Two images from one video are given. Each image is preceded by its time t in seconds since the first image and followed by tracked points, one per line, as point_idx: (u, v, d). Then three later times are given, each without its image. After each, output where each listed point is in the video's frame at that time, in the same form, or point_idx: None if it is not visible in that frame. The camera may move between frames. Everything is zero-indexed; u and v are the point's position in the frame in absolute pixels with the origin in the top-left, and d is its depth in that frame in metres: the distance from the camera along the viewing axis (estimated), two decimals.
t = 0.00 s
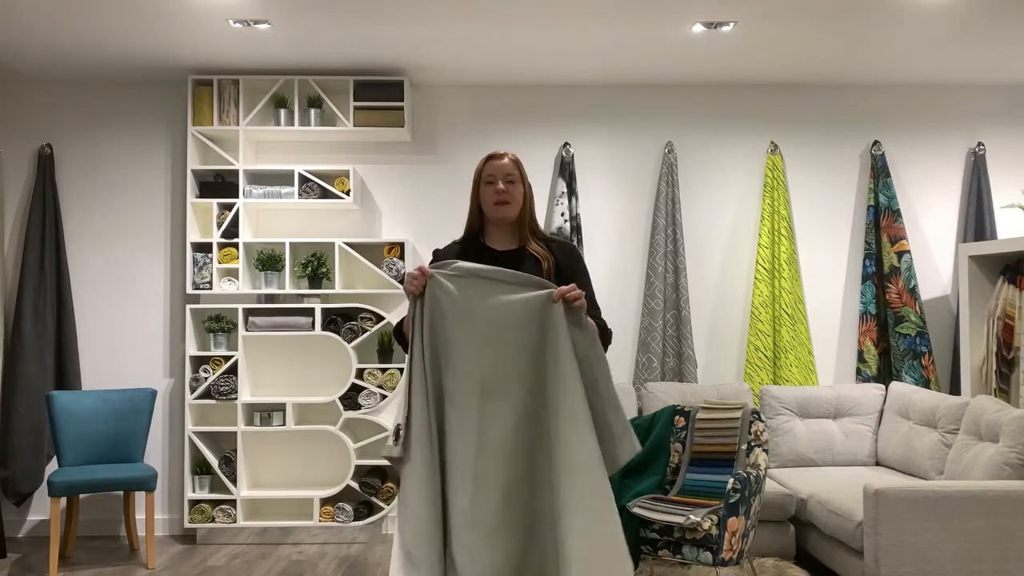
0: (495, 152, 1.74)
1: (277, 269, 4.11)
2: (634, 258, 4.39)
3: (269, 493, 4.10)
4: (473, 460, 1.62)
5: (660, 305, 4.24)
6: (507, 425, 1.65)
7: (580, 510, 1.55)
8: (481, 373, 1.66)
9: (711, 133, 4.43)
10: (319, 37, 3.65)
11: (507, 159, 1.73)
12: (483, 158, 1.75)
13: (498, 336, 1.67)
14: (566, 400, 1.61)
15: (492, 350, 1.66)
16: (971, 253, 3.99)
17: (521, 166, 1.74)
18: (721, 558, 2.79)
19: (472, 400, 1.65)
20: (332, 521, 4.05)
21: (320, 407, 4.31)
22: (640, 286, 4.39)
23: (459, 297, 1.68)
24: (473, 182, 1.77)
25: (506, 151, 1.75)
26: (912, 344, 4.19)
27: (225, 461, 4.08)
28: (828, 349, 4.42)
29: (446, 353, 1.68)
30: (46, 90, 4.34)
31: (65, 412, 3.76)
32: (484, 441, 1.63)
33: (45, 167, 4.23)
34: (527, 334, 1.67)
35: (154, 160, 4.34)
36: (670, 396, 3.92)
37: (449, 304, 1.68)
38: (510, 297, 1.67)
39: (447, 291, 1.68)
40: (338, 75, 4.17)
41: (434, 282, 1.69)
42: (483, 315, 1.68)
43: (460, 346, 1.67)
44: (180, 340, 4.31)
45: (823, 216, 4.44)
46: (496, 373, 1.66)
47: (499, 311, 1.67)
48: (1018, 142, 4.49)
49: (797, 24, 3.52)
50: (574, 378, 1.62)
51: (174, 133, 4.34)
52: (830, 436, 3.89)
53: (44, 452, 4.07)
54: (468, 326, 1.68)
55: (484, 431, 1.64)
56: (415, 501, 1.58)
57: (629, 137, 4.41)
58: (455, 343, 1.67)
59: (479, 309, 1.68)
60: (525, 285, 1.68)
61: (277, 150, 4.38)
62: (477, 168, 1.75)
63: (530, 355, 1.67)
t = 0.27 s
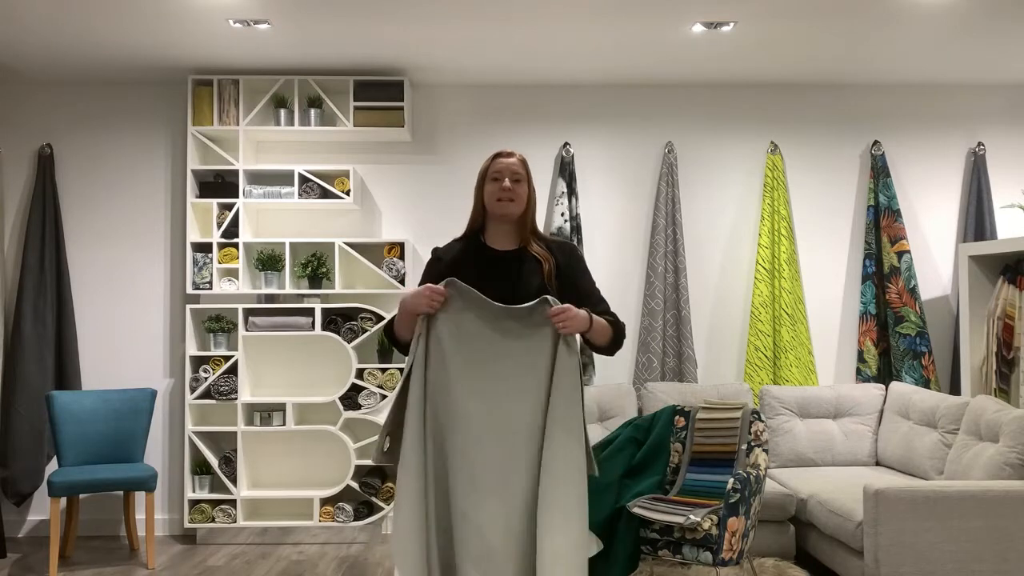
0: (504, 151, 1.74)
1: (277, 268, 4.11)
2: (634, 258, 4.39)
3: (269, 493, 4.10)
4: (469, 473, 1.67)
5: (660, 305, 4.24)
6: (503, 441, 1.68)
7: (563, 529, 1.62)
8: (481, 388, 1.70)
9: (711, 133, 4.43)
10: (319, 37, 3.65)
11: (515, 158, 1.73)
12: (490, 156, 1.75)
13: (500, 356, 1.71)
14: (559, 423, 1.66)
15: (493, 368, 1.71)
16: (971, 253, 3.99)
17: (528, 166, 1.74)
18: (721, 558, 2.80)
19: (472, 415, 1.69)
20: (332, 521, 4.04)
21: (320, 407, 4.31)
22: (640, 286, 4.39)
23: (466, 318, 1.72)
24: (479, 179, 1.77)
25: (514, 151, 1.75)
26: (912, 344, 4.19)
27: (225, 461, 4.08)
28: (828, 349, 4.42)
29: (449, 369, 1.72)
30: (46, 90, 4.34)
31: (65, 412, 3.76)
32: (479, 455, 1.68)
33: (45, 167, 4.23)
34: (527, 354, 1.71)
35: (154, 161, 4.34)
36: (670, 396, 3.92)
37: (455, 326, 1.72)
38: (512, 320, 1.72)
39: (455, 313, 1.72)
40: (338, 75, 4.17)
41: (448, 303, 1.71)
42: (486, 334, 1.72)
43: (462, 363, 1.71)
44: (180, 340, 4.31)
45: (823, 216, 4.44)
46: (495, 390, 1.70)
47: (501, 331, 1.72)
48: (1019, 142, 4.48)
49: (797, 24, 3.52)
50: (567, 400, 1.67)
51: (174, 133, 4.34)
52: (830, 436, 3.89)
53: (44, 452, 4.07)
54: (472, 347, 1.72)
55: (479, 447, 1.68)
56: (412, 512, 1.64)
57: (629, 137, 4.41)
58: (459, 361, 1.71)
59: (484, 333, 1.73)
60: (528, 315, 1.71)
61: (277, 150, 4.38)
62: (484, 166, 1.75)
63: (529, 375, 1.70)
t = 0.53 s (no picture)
0: (501, 151, 1.73)
1: (277, 268, 4.11)
2: (634, 258, 4.39)
3: (269, 493, 4.10)
4: (472, 480, 1.52)
5: (660, 305, 4.25)
6: (508, 447, 1.54)
7: (569, 537, 1.48)
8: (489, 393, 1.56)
9: (711, 133, 4.43)
10: (319, 37, 3.65)
11: (512, 158, 1.71)
12: (488, 157, 1.73)
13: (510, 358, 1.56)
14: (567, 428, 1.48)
15: (500, 370, 1.57)
16: (971, 253, 3.99)
17: (526, 165, 1.73)
18: (721, 558, 2.79)
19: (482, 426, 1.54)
20: (332, 521, 4.04)
21: (320, 408, 4.31)
22: (640, 286, 4.39)
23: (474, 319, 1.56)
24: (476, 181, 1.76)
25: (511, 149, 1.73)
26: (912, 344, 4.19)
27: (225, 461, 4.08)
28: (828, 349, 4.42)
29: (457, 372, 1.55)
30: (46, 90, 4.34)
31: (65, 412, 3.76)
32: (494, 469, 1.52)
33: (45, 167, 4.23)
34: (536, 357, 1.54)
35: (154, 160, 4.34)
36: (670, 396, 3.91)
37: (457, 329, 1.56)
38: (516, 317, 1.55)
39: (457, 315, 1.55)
40: (338, 75, 4.17)
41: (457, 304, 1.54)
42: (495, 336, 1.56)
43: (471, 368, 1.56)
44: (179, 340, 4.31)
45: (823, 216, 4.44)
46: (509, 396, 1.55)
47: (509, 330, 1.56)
48: (1018, 142, 4.49)
49: (797, 24, 3.52)
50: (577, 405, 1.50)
51: (174, 133, 4.34)
52: (831, 436, 3.89)
53: (44, 452, 4.07)
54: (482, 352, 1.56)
55: (488, 459, 1.54)
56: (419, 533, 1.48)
57: (629, 137, 4.41)
58: (472, 367, 1.55)
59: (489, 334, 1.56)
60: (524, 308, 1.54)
61: (277, 150, 4.38)
62: (482, 167, 1.73)
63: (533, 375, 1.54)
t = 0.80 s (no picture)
0: (500, 153, 1.71)
1: (277, 268, 4.11)
2: (634, 258, 4.39)
3: (269, 493, 4.10)
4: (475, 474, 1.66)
5: (660, 305, 4.25)
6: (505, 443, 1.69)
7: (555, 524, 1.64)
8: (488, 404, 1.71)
9: (711, 133, 4.43)
10: (319, 37, 3.65)
11: (512, 161, 1.71)
12: (488, 160, 1.72)
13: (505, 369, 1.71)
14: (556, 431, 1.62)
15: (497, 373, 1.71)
16: (971, 253, 3.99)
17: (526, 168, 1.72)
18: (721, 558, 2.79)
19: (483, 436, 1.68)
20: (332, 521, 4.04)
21: (320, 408, 4.30)
22: (640, 286, 4.39)
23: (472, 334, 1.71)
24: (476, 183, 1.75)
25: (510, 151, 1.72)
26: (912, 344, 4.19)
27: (225, 461, 4.08)
28: (828, 349, 4.42)
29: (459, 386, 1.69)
30: (46, 89, 4.34)
31: (65, 412, 3.76)
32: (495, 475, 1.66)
33: (45, 167, 4.23)
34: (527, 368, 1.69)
35: (154, 160, 4.34)
36: (670, 396, 3.92)
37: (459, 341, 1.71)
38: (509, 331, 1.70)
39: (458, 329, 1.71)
40: (338, 75, 4.17)
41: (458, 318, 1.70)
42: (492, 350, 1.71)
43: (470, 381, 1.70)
44: (179, 340, 4.31)
45: (823, 216, 4.44)
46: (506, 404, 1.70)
47: (502, 344, 1.71)
48: (1018, 142, 4.49)
49: (797, 24, 3.52)
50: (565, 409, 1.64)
51: (174, 133, 4.34)
52: (830, 436, 3.89)
53: (44, 452, 4.07)
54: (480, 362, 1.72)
55: (491, 463, 1.68)
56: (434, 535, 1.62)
57: (629, 137, 4.41)
58: (473, 370, 1.70)
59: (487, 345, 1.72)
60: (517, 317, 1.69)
61: (277, 150, 4.38)
62: (481, 170, 1.73)
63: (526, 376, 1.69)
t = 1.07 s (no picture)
0: (499, 155, 1.71)
1: (277, 268, 4.10)
2: (634, 258, 4.39)
3: (269, 493, 4.10)
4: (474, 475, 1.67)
5: (660, 305, 4.25)
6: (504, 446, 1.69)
7: (553, 526, 1.63)
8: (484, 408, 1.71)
9: (710, 133, 4.43)
10: (319, 37, 3.65)
11: (512, 162, 1.70)
12: (487, 161, 1.72)
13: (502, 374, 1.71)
14: (554, 433, 1.62)
15: (495, 377, 1.72)
16: (971, 253, 3.99)
17: (525, 170, 1.72)
18: (721, 558, 2.79)
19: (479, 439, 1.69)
20: (332, 521, 4.04)
21: (320, 407, 4.30)
22: (640, 286, 4.39)
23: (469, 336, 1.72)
24: (475, 184, 1.75)
25: (509, 153, 1.71)
26: (912, 344, 4.20)
27: (225, 461, 4.09)
28: (828, 349, 4.42)
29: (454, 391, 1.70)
30: (46, 90, 4.34)
31: (65, 412, 3.76)
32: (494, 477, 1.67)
33: (45, 167, 4.23)
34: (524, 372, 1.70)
35: (154, 160, 4.34)
36: (670, 396, 3.92)
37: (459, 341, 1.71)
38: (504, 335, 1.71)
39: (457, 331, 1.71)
40: (338, 75, 4.16)
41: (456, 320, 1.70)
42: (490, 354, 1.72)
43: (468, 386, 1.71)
44: (180, 340, 4.31)
45: (823, 216, 4.44)
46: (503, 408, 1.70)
47: (499, 349, 1.71)
48: (1018, 142, 4.49)
49: (798, 24, 3.52)
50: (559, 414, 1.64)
51: (174, 133, 4.34)
52: (830, 436, 3.89)
53: (44, 452, 4.07)
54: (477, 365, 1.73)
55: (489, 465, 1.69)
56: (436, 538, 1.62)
57: (629, 137, 4.41)
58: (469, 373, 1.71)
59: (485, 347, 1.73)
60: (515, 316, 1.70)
61: (277, 150, 4.38)
62: (481, 170, 1.72)
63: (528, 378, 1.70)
